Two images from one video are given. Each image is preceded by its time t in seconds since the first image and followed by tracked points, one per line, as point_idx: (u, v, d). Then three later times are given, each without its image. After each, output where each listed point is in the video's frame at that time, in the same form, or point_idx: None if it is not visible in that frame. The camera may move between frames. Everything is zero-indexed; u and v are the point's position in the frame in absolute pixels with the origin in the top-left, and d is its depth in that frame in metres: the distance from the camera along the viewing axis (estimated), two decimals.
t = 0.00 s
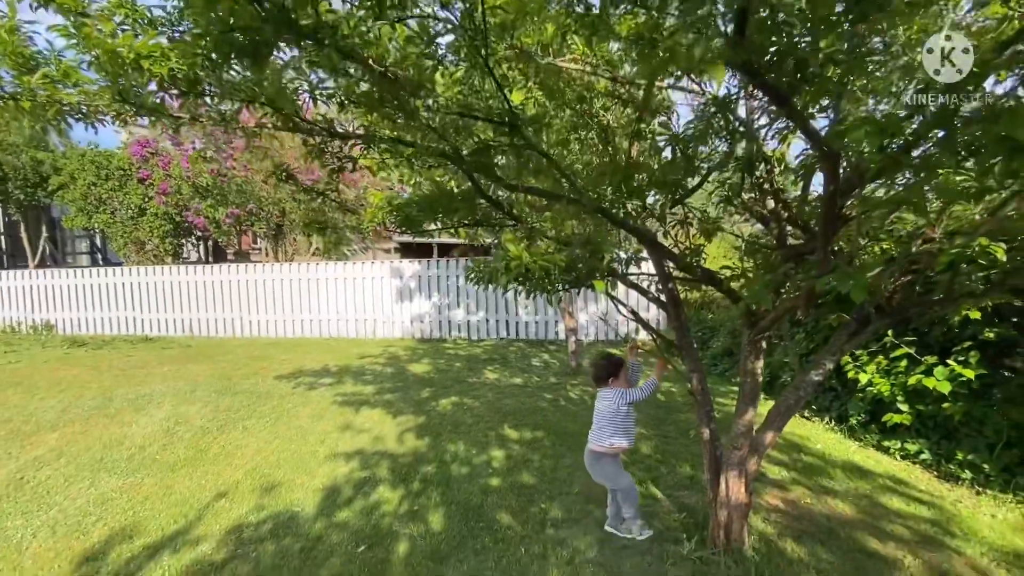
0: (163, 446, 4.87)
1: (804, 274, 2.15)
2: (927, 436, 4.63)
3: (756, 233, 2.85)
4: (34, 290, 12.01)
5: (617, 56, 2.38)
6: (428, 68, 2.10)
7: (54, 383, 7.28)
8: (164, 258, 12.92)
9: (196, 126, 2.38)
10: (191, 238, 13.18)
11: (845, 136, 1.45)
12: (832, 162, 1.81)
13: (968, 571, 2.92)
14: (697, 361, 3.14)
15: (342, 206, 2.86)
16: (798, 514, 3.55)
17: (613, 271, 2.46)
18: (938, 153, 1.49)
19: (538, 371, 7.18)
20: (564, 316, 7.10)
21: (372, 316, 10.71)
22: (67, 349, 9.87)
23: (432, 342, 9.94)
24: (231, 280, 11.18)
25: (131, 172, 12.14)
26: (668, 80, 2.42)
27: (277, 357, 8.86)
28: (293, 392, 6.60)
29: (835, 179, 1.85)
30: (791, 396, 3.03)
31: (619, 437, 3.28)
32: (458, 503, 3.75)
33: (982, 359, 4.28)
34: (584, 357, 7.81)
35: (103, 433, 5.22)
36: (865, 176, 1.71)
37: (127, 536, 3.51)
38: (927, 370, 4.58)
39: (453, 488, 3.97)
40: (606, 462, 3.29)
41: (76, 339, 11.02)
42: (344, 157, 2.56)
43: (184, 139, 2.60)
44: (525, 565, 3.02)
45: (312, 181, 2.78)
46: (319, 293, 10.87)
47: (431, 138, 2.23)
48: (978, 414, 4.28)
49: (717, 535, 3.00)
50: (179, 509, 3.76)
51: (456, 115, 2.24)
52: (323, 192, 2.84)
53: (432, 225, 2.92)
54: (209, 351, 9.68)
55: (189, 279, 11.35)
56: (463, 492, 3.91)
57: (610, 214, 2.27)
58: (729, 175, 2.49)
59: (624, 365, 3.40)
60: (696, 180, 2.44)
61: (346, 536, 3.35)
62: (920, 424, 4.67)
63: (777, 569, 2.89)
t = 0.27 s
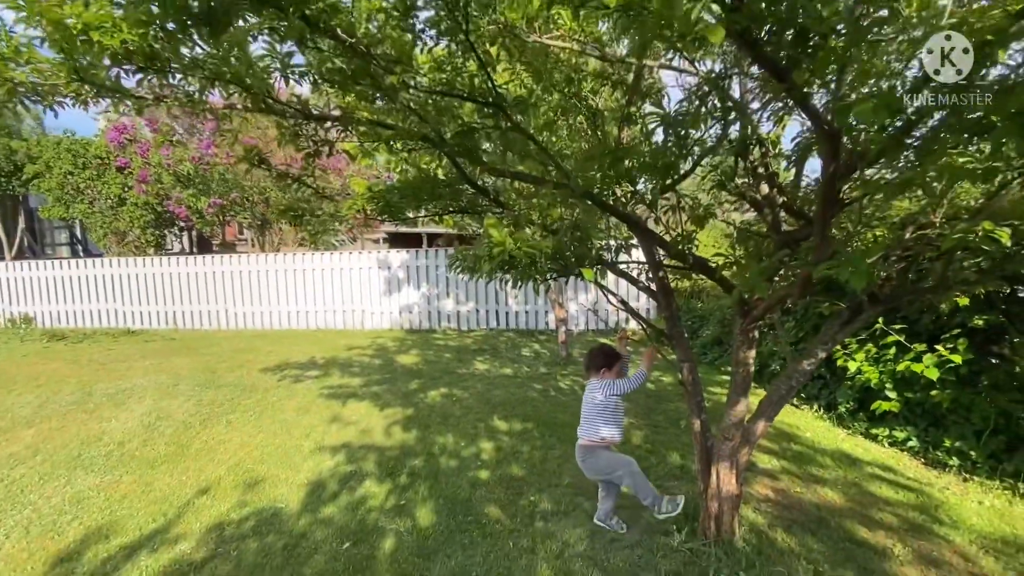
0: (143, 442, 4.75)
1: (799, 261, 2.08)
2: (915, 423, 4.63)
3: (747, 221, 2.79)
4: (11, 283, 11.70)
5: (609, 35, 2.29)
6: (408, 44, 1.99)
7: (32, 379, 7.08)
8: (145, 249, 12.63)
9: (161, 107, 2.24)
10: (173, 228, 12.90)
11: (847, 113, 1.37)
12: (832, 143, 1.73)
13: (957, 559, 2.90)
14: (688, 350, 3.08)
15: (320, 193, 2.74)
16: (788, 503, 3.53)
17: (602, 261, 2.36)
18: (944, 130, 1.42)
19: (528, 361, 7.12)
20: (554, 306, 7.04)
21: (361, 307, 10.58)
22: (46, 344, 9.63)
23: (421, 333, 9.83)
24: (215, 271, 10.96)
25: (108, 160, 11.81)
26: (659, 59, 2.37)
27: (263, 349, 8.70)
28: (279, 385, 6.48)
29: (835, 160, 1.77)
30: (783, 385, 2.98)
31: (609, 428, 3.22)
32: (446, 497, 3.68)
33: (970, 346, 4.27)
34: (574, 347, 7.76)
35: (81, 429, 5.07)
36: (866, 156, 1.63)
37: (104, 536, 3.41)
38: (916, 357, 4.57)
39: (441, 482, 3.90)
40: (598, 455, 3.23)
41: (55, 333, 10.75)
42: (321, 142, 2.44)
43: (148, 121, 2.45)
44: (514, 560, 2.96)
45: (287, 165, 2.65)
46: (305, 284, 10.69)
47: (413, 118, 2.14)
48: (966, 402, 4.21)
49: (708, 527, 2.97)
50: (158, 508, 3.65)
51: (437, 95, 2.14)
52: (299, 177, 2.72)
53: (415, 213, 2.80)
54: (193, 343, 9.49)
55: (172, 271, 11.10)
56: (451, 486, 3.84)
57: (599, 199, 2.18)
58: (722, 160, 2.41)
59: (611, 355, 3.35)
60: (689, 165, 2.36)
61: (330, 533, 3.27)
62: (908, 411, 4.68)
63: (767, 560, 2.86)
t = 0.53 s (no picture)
0: (122, 439, 4.61)
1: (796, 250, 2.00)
2: (905, 412, 4.62)
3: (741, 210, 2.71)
4: None
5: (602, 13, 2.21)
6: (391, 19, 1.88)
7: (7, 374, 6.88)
8: (126, 241, 12.33)
9: (122, 88, 2.09)
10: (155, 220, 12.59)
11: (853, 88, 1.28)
12: (836, 123, 1.64)
13: (948, 548, 2.88)
14: (680, 342, 3.03)
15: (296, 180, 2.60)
16: (779, 495, 3.50)
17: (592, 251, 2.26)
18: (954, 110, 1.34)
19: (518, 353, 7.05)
20: (544, 297, 6.96)
21: (349, 299, 10.42)
22: (24, 338, 9.37)
23: (411, 325, 9.72)
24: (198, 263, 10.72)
25: (85, 150, 11.46)
26: (651, 37, 2.26)
27: (248, 343, 8.54)
28: (264, 379, 6.35)
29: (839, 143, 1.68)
30: (777, 376, 2.93)
31: (607, 421, 3.11)
32: (434, 493, 3.60)
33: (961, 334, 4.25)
34: (564, 338, 7.70)
35: (58, 426, 4.92)
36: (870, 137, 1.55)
37: (78, 536, 3.30)
38: (905, 346, 4.57)
39: (429, 477, 3.82)
40: (597, 450, 3.11)
41: (34, 327, 10.48)
42: (297, 125, 2.31)
43: (108, 104, 2.29)
44: (503, 556, 2.90)
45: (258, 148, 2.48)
46: (291, 276, 10.50)
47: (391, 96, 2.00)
48: (955, 390, 4.21)
49: (700, 520, 2.93)
50: (135, 508, 3.54)
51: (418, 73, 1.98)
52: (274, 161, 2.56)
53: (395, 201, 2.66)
54: (176, 337, 9.29)
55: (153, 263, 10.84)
56: (439, 481, 3.76)
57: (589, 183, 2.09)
58: (717, 144, 2.32)
59: (598, 346, 3.23)
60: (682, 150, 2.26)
61: (314, 532, 3.18)
62: (898, 400, 4.67)
63: (760, 553, 2.82)
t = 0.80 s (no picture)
0: (99, 438, 4.47)
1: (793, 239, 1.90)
2: (894, 402, 4.61)
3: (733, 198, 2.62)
4: None
5: None
6: None
7: None
8: (106, 233, 12.02)
9: (77, 67, 1.93)
10: (136, 212, 12.28)
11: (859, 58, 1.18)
12: (840, 100, 1.53)
13: (940, 540, 2.86)
14: (672, 334, 2.96)
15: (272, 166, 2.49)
16: (771, 487, 3.46)
17: (582, 241, 2.16)
18: (965, 85, 1.24)
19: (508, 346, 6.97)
20: (534, 288, 6.88)
21: (336, 291, 10.26)
22: None
23: (400, 318, 9.60)
24: (180, 255, 10.47)
25: (61, 139, 11.11)
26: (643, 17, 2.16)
27: (233, 337, 8.37)
28: (248, 374, 6.21)
29: (843, 122, 1.58)
30: (770, 368, 2.87)
31: (595, 414, 3.04)
32: (421, 490, 3.52)
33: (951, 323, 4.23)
34: (555, 329, 7.63)
35: (32, 425, 4.77)
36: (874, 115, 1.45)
37: (50, 540, 3.18)
38: (896, 335, 4.56)
39: (416, 473, 3.74)
40: (584, 442, 3.05)
41: (11, 322, 10.20)
42: (270, 108, 2.19)
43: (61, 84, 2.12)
44: (491, 554, 2.83)
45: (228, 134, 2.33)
46: (276, 268, 10.31)
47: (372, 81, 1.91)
48: (945, 379, 4.20)
49: (691, 515, 2.88)
50: (111, 510, 3.42)
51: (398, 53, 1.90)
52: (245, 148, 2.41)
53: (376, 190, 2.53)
54: (159, 331, 9.08)
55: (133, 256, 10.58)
56: (426, 477, 3.68)
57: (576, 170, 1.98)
58: (710, 128, 2.22)
59: (590, 338, 3.16)
60: (674, 133, 2.15)
61: (297, 532, 3.09)
62: (888, 390, 4.65)
63: (752, 548, 2.78)
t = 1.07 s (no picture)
0: (75, 436, 4.33)
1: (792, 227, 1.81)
2: (885, 392, 4.60)
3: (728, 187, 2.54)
4: None
5: None
6: None
7: None
8: (86, 225, 11.70)
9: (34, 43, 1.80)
10: (116, 203, 11.97)
11: (867, 22, 1.10)
12: (847, 76, 1.48)
13: (932, 530, 2.84)
14: (664, 325, 2.89)
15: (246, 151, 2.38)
16: (763, 479, 3.43)
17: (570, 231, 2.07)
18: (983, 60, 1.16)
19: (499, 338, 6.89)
20: (524, 280, 6.79)
21: (323, 284, 10.10)
22: None
23: (389, 310, 9.48)
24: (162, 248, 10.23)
25: (36, 128, 10.76)
26: None
27: (217, 331, 8.20)
28: (232, 369, 6.07)
29: (849, 102, 1.50)
30: (763, 359, 2.82)
31: (583, 406, 2.99)
32: (409, 486, 3.44)
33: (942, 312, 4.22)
34: (545, 321, 7.56)
35: (5, 423, 4.61)
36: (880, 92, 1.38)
37: (21, 543, 3.06)
38: (887, 325, 4.57)
39: (403, 469, 3.65)
40: (573, 435, 2.99)
41: None
42: (241, 87, 2.06)
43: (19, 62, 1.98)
44: (480, 552, 2.76)
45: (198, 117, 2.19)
46: (262, 261, 10.11)
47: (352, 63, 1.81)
48: (936, 369, 4.18)
49: (683, 509, 2.83)
50: (86, 510, 3.30)
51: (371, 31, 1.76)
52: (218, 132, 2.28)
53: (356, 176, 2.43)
54: (141, 326, 8.88)
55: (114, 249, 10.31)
56: (414, 473, 3.60)
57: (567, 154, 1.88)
58: (705, 110, 2.13)
59: (578, 329, 3.08)
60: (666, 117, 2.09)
61: (280, 531, 2.99)
62: (879, 379, 4.64)
63: (745, 542, 2.73)
